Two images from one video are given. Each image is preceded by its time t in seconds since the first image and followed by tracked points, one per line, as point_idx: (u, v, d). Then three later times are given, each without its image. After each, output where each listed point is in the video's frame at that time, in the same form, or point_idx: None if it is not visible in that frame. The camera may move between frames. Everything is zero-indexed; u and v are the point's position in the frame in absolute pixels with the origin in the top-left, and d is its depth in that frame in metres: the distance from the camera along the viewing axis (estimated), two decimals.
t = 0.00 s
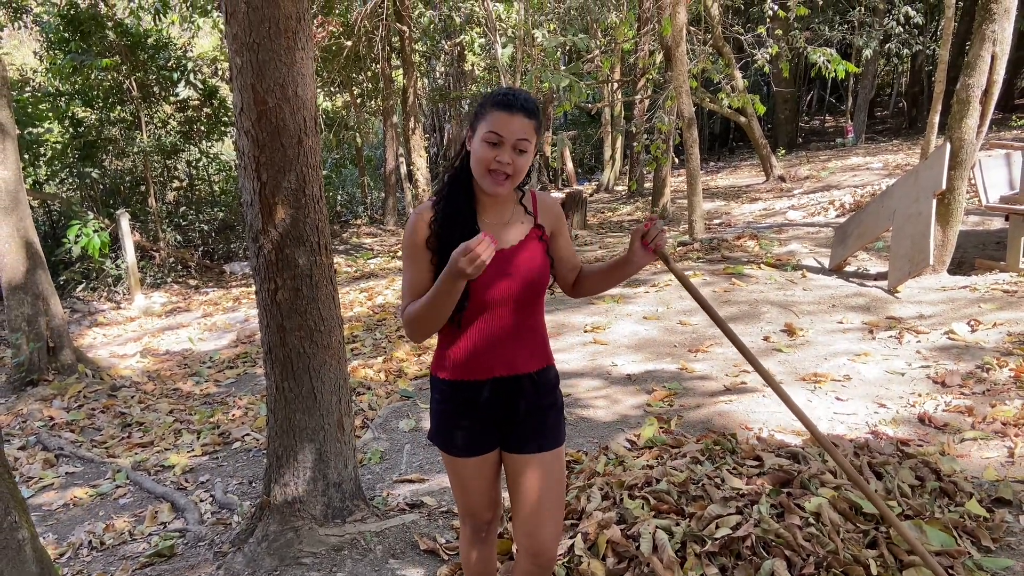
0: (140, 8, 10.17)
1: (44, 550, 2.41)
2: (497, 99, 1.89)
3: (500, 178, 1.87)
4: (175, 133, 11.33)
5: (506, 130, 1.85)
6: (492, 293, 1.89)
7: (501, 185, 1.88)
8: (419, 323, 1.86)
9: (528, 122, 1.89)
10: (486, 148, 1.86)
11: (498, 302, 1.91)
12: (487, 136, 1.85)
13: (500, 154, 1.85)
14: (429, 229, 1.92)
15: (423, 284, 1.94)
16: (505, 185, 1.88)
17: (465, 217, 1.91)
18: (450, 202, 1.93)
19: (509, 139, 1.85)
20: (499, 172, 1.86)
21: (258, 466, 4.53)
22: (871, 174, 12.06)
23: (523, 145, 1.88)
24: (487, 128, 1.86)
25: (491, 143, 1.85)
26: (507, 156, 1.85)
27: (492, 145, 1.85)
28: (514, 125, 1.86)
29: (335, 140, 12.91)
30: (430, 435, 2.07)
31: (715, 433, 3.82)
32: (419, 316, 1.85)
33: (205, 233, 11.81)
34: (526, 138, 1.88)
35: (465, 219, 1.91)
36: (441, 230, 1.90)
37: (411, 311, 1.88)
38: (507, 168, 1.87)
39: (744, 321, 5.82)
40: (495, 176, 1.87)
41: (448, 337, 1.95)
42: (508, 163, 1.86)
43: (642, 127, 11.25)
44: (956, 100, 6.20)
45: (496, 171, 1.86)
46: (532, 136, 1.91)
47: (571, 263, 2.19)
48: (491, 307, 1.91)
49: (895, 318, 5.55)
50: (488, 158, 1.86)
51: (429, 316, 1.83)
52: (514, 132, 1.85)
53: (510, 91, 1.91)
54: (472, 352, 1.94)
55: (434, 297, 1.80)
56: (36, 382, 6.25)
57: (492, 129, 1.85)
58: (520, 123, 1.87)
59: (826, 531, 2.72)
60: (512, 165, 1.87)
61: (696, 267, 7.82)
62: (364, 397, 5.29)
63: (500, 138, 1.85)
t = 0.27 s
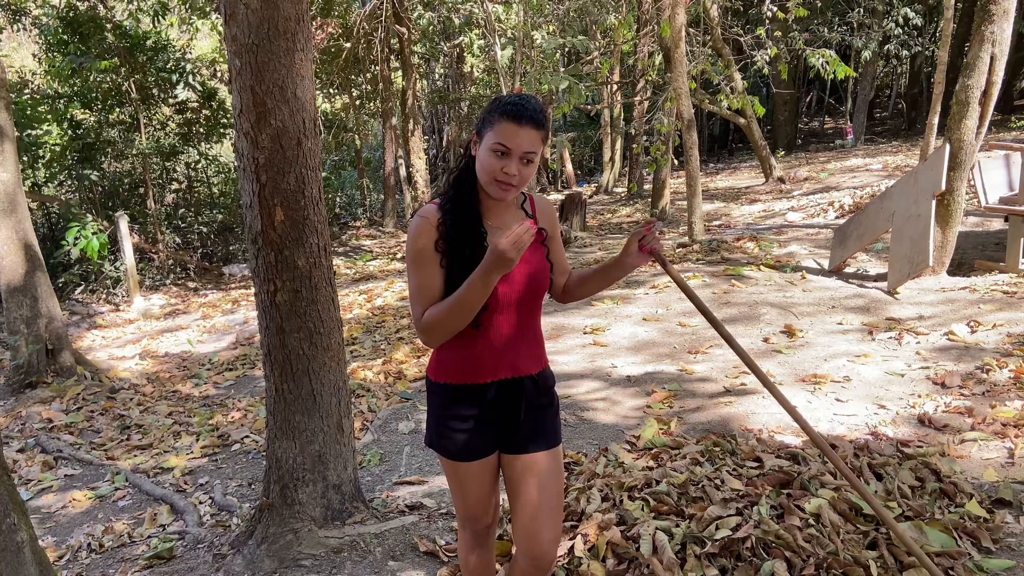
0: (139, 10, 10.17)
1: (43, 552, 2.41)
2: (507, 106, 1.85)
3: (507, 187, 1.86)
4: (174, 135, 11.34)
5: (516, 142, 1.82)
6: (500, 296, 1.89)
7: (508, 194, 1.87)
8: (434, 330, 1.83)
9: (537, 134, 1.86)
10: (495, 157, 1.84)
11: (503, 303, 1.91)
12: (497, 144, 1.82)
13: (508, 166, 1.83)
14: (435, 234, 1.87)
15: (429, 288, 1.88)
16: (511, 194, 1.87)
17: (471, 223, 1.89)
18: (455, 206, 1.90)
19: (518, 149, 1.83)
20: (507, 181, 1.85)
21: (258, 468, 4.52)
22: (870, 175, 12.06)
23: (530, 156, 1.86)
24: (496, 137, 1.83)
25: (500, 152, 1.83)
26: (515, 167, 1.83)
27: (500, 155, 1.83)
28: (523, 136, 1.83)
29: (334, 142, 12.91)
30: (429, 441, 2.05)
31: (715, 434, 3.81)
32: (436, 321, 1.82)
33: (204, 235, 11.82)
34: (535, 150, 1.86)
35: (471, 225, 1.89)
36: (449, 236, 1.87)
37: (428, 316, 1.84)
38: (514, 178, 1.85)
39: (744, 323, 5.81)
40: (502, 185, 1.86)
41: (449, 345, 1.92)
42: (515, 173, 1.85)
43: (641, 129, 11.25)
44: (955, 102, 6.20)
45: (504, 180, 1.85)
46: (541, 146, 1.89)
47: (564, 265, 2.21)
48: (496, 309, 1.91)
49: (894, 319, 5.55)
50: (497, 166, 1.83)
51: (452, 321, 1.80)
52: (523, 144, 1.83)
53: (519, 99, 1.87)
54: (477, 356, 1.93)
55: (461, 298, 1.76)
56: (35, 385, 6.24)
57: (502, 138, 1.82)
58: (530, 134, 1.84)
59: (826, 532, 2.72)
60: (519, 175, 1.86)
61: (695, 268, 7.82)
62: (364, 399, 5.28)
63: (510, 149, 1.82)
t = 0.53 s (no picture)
0: (138, 10, 10.17)
1: (43, 553, 2.41)
2: (516, 109, 1.84)
3: (512, 190, 1.86)
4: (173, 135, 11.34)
5: (526, 147, 1.82)
6: (503, 297, 1.90)
7: (513, 196, 1.87)
8: (440, 332, 1.83)
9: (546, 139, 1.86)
10: (503, 161, 1.84)
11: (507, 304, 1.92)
12: (504, 147, 1.82)
13: (516, 170, 1.84)
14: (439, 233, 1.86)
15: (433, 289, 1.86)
16: (515, 197, 1.88)
17: (476, 225, 1.88)
18: (459, 207, 1.89)
19: (527, 154, 1.83)
20: (513, 185, 1.85)
21: (257, 469, 4.52)
22: (869, 175, 12.07)
23: (538, 162, 1.86)
24: (503, 140, 1.83)
25: (508, 155, 1.82)
26: (523, 172, 1.84)
27: (509, 159, 1.83)
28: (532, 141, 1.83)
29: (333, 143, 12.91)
30: (429, 444, 2.05)
31: (715, 435, 3.81)
32: (442, 323, 1.82)
33: (203, 236, 11.82)
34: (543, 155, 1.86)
35: (475, 226, 1.88)
36: (453, 236, 1.86)
37: (435, 317, 1.83)
38: (519, 183, 1.86)
39: (743, 323, 5.82)
40: (506, 188, 1.86)
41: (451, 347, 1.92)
42: (521, 178, 1.85)
43: (640, 129, 11.25)
44: (954, 101, 6.21)
45: (510, 184, 1.85)
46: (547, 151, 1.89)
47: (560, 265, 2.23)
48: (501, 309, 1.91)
49: (893, 318, 5.55)
50: (504, 170, 1.84)
51: (461, 322, 1.80)
52: (532, 150, 1.83)
53: (528, 104, 1.86)
54: (480, 357, 1.93)
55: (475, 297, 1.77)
56: (34, 386, 6.23)
57: (511, 141, 1.82)
58: (540, 139, 1.84)
59: (826, 532, 2.72)
60: (525, 179, 1.87)
61: (695, 268, 7.82)
62: (363, 400, 5.28)
63: (518, 154, 1.82)
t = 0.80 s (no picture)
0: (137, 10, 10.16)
1: (42, 553, 2.40)
2: (515, 108, 1.85)
3: (512, 190, 1.85)
4: (173, 135, 11.34)
5: (523, 145, 1.82)
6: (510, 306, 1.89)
7: (515, 197, 1.86)
8: (446, 336, 1.84)
9: (545, 138, 1.86)
10: (503, 159, 1.83)
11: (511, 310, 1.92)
12: (505, 145, 1.82)
13: (515, 169, 1.83)
14: (441, 234, 1.85)
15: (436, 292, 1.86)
16: (517, 197, 1.86)
17: (478, 225, 1.87)
18: (461, 208, 1.88)
19: (527, 153, 1.82)
20: (513, 184, 1.84)
21: (257, 469, 4.52)
22: (869, 174, 12.07)
23: (538, 160, 1.85)
24: (503, 139, 1.83)
25: (508, 154, 1.82)
26: (522, 171, 1.83)
27: (508, 157, 1.82)
28: (531, 139, 1.82)
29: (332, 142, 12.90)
30: (428, 442, 2.04)
31: (715, 433, 3.81)
32: (448, 327, 1.83)
33: (202, 235, 11.81)
34: (542, 154, 1.85)
35: (477, 226, 1.86)
36: (456, 237, 1.85)
37: (440, 320, 1.84)
38: (519, 182, 1.85)
39: (743, 321, 5.81)
40: (506, 188, 1.85)
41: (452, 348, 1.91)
42: (521, 176, 1.84)
43: (639, 128, 11.24)
44: (953, 99, 6.21)
45: (510, 183, 1.84)
46: (547, 150, 1.88)
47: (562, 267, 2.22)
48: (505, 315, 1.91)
49: (892, 317, 5.55)
50: (505, 169, 1.83)
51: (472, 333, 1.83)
52: (530, 148, 1.83)
53: (527, 102, 1.86)
54: (481, 359, 1.92)
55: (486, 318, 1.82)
56: (34, 386, 6.23)
57: (509, 140, 1.82)
58: (539, 137, 1.84)
59: (826, 530, 2.72)
60: (526, 178, 1.85)
61: (694, 267, 7.81)
62: (363, 400, 5.28)
63: (517, 152, 1.82)
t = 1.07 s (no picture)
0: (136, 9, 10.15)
1: (41, 553, 2.40)
2: (508, 110, 1.84)
3: (508, 191, 1.84)
4: (172, 134, 11.34)
5: (517, 147, 1.81)
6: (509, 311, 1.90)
7: (511, 198, 1.85)
8: (444, 338, 1.84)
9: (541, 138, 1.84)
10: (498, 162, 1.83)
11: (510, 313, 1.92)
12: (499, 147, 1.81)
13: (509, 170, 1.82)
14: (439, 236, 1.84)
15: (434, 294, 1.86)
16: (513, 198, 1.86)
17: (475, 226, 1.86)
18: (458, 210, 1.88)
19: (521, 154, 1.81)
20: (509, 185, 1.83)
21: (256, 468, 4.52)
22: (868, 172, 12.06)
23: (532, 162, 1.84)
24: (498, 142, 1.82)
25: (503, 156, 1.81)
26: (515, 173, 1.82)
27: (503, 159, 1.81)
28: (525, 141, 1.81)
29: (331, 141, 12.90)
30: (427, 443, 2.04)
31: (715, 432, 3.81)
32: (446, 329, 1.84)
33: (201, 235, 11.80)
34: (538, 155, 1.84)
35: (474, 228, 1.86)
36: (453, 239, 1.84)
37: (438, 321, 1.85)
38: (515, 184, 1.84)
39: (742, 319, 5.81)
40: (503, 190, 1.85)
41: (451, 349, 1.90)
42: (517, 178, 1.84)
43: (638, 126, 11.23)
44: (953, 97, 6.21)
45: (505, 185, 1.83)
46: (544, 150, 1.87)
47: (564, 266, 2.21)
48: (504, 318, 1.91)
49: (891, 315, 5.55)
50: (500, 171, 1.83)
51: (470, 336, 1.83)
52: (525, 149, 1.81)
53: (522, 103, 1.85)
54: (480, 361, 1.92)
55: (480, 325, 1.82)
56: (33, 386, 6.22)
57: (504, 141, 1.81)
58: (534, 138, 1.83)
59: (825, 528, 2.72)
60: (522, 179, 1.84)
61: (693, 266, 7.81)
62: (362, 398, 5.28)
63: (512, 154, 1.81)
